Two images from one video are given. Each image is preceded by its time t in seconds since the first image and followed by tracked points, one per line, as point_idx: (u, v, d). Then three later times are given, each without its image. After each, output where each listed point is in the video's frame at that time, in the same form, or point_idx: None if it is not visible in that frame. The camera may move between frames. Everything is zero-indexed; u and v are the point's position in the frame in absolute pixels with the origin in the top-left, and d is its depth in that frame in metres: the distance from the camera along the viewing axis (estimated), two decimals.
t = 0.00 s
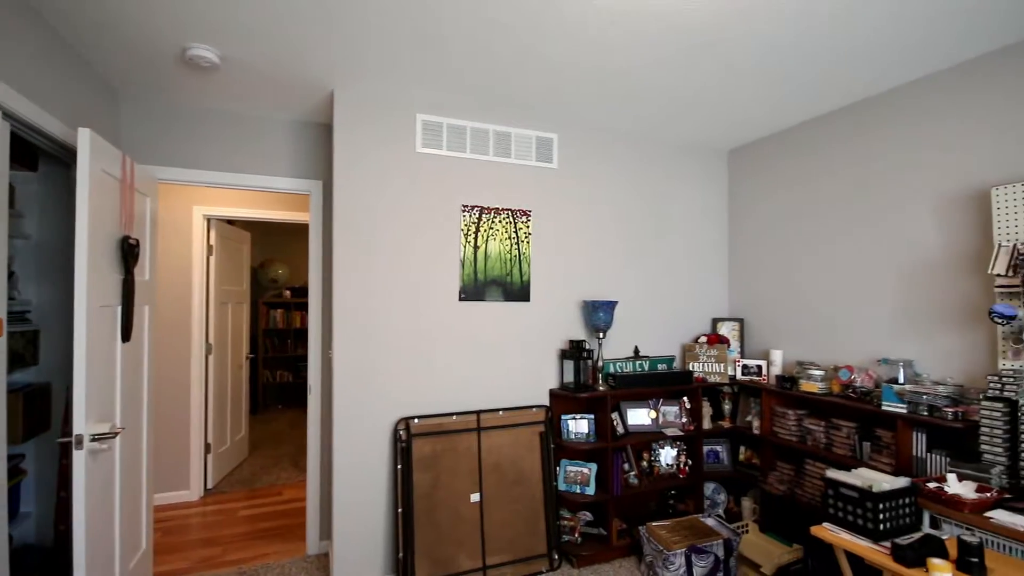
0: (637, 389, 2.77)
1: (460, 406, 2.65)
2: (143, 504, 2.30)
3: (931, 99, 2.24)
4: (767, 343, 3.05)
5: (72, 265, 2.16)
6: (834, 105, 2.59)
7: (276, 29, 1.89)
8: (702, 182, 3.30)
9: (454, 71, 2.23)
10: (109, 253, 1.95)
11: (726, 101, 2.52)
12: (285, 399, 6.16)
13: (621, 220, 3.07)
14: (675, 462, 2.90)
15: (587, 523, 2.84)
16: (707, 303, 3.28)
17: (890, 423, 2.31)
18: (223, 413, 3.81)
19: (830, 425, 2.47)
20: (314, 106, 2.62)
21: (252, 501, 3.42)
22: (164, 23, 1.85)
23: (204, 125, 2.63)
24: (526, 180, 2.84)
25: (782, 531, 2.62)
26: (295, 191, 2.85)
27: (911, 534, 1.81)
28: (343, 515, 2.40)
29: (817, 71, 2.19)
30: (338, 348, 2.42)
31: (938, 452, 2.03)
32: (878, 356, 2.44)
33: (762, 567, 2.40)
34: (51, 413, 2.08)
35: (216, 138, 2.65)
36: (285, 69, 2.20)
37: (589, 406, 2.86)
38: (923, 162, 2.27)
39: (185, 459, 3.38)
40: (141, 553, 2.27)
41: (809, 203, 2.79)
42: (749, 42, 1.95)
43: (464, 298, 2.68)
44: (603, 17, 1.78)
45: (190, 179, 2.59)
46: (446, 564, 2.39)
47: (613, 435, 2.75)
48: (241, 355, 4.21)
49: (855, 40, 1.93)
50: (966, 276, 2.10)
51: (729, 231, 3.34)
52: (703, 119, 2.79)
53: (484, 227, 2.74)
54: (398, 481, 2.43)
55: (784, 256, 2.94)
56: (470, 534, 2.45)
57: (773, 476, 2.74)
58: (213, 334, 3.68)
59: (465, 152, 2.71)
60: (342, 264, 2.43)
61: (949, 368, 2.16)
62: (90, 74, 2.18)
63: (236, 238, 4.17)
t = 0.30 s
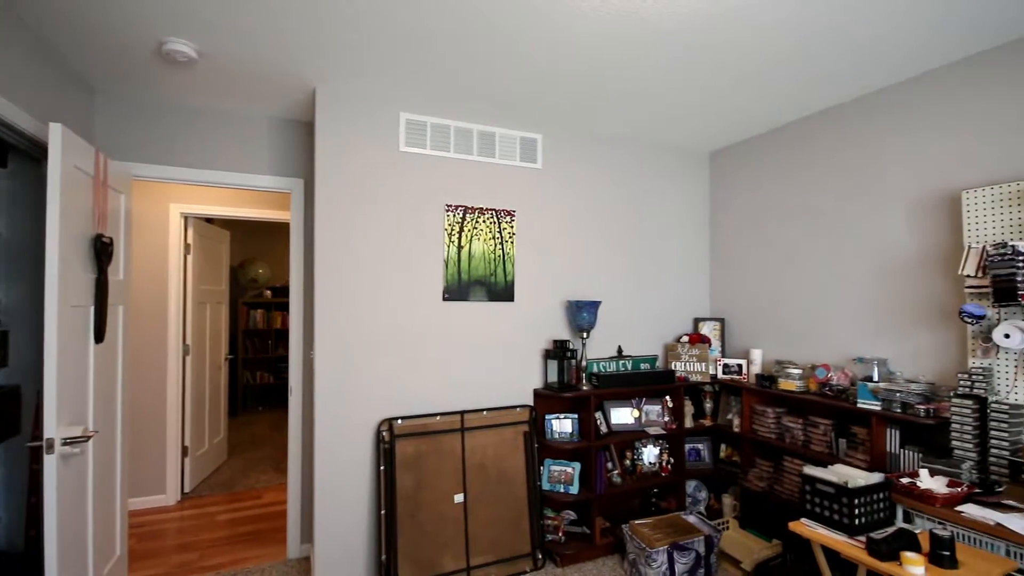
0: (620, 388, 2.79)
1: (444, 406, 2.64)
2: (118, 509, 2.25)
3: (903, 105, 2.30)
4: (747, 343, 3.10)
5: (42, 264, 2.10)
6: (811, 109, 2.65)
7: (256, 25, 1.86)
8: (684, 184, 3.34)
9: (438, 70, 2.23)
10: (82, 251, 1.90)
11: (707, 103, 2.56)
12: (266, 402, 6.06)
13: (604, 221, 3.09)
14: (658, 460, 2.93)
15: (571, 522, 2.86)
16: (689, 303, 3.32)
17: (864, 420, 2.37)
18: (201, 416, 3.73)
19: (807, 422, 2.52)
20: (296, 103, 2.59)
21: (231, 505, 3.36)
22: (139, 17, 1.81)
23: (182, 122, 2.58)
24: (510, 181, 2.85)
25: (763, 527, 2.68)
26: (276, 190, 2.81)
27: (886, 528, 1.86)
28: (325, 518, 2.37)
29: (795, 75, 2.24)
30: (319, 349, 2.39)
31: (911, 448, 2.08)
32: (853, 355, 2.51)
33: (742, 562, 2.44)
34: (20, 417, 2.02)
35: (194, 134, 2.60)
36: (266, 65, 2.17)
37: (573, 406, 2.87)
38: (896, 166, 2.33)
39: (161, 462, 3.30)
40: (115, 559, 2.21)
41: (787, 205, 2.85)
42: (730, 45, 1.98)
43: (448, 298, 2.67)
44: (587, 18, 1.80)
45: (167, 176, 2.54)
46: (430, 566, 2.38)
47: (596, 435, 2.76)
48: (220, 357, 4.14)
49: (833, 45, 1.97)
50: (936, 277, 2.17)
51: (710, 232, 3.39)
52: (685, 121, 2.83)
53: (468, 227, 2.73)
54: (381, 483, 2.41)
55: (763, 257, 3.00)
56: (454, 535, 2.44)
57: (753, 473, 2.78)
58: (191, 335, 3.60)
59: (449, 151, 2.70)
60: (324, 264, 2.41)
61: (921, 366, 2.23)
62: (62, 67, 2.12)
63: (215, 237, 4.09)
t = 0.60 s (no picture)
0: (604, 388, 2.81)
1: (428, 406, 2.63)
2: (93, 513, 2.19)
3: (880, 109, 2.36)
4: (728, 342, 3.14)
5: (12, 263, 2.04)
6: (791, 112, 2.70)
7: (236, 21, 1.83)
8: (668, 185, 3.37)
9: (422, 69, 2.22)
10: (55, 250, 1.85)
11: (690, 105, 2.59)
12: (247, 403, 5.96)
13: (589, 221, 3.11)
14: (642, 459, 2.95)
15: (556, 522, 2.87)
16: (672, 303, 3.36)
17: (842, 418, 2.42)
18: (180, 418, 3.66)
19: (787, 420, 2.56)
20: (278, 101, 2.55)
21: (211, 509, 3.30)
22: (115, 10, 1.76)
23: (160, 118, 2.52)
24: (495, 181, 2.85)
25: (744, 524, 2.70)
26: (257, 188, 2.76)
27: (863, 523, 1.90)
28: (307, 520, 2.34)
29: (776, 78, 2.28)
30: (301, 350, 2.36)
31: (887, 445, 2.13)
32: (832, 354, 2.56)
33: (725, 558, 2.48)
34: None
35: (172, 130, 2.54)
36: (247, 61, 2.14)
37: (557, 406, 2.88)
38: (873, 168, 2.39)
39: (138, 466, 3.23)
40: (90, 565, 2.16)
41: (768, 206, 2.90)
42: (711, 49, 2.01)
43: (432, 298, 2.66)
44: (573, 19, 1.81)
45: (144, 173, 2.48)
46: (415, 567, 2.36)
47: (581, 434, 2.78)
48: (199, 358, 4.06)
49: (812, 50, 2.01)
50: (911, 277, 2.22)
51: (693, 233, 3.43)
52: (668, 123, 2.86)
53: (452, 227, 2.72)
54: (364, 484, 2.39)
55: (745, 257, 3.04)
56: (438, 536, 2.43)
57: (734, 471, 2.82)
58: (169, 336, 3.53)
59: (433, 150, 2.68)
60: (306, 263, 2.38)
61: (896, 364, 2.28)
62: (34, 60, 2.06)
63: (194, 235, 4.01)
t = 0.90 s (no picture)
0: (592, 387, 2.82)
1: (415, 407, 2.62)
2: (71, 518, 2.15)
3: (861, 112, 2.40)
4: (714, 341, 3.17)
5: None
6: (775, 114, 2.74)
7: (219, 16, 1.80)
8: (655, 185, 3.40)
9: (409, 67, 2.21)
10: (31, 249, 1.80)
11: (676, 107, 2.61)
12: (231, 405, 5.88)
13: (577, 221, 3.11)
14: (629, 458, 2.97)
15: (544, 522, 2.88)
16: (659, 303, 3.38)
17: (825, 416, 2.45)
18: (161, 420, 3.59)
19: (771, 418, 2.59)
20: (262, 98, 2.52)
21: (194, 513, 3.24)
22: (94, 4, 1.72)
23: (140, 114, 2.47)
24: (483, 180, 2.84)
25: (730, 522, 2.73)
26: (241, 186, 2.72)
27: (845, 520, 1.93)
28: (292, 523, 2.31)
29: (760, 81, 2.31)
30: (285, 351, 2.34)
31: (868, 442, 2.17)
32: (815, 353, 2.60)
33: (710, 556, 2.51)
34: None
35: (154, 127, 2.50)
36: (231, 58, 2.10)
37: (545, 406, 2.89)
38: (855, 170, 2.43)
39: (118, 469, 3.17)
40: (68, 571, 2.11)
41: (753, 207, 2.93)
42: (697, 51, 2.03)
43: (420, 297, 2.64)
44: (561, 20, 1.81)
45: (122, 170, 2.43)
46: (402, 569, 2.35)
47: (569, 434, 2.78)
48: (182, 358, 3.99)
49: (796, 53, 2.04)
50: (891, 277, 2.27)
51: (679, 233, 3.46)
52: (655, 124, 2.88)
53: (440, 227, 2.71)
54: (351, 486, 2.38)
55: (730, 258, 3.07)
56: (426, 538, 2.42)
57: (720, 469, 2.85)
58: (151, 336, 3.47)
59: (421, 150, 2.67)
60: (291, 262, 2.35)
61: (877, 363, 2.33)
62: (8, 53, 2.01)
63: (177, 234, 3.95)
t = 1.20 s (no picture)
0: (581, 387, 2.83)
1: (404, 407, 2.61)
2: (51, 522, 2.10)
3: (846, 116, 2.44)
4: (701, 341, 3.20)
5: None
6: (761, 117, 2.77)
7: (205, 12, 1.78)
8: (643, 186, 3.42)
9: (398, 66, 2.20)
10: (9, 247, 1.76)
11: (665, 108, 2.63)
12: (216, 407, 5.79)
13: (565, 221, 3.12)
14: (617, 458, 2.99)
15: (532, 521, 2.88)
16: (647, 303, 3.40)
17: (809, 414, 2.49)
18: (144, 422, 3.53)
19: (758, 417, 2.63)
20: (249, 96, 2.49)
21: (178, 516, 3.19)
22: None
23: (122, 111, 2.43)
24: (472, 180, 2.83)
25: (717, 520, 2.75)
26: (227, 185, 2.69)
27: (829, 517, 1.96)
28: (279, 525, 2.29)
29: (747, 83, 2.33)
30: (271, 351, 2.31)
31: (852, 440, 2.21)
32: (799, 352, 2.63)
33: (697, 553, 2.53)
34: None
35: (136, 124, 2.45)
36: (216, 55, 2.08)
37: (534, 405, 2.89)
38: (839, 172, 2.47)
39: (99, 472, 3.10)
40: None
41: (740, 208, 2.96)
42: (685, 52, 2.05)
43: (408, 297, 2.63)
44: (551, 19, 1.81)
45: (103, 168, 2.38)
46: (390, 570, 2.33)
47: (557, 433, 2.79)
48: (165, 359, 3.93)
49: (782, 56, 2.06)
50: (874, 278, 2.31)
51: (667, 234, 3.49)
52: (644, 125, 2.90)
53: (428, 226, 2.70)
54: (338, 487, 2.36)
55: (717, 258, 3.10)
56: (415, 539, 2.41)
57: (707, 467, 2.87)
58: (133, 337, 3.41)
59: (409, 149, 2.66)
60: (278, 261, 2.32)
61: (860, 362, 2.37)
62: None
63: (160, 233, 3.88)
